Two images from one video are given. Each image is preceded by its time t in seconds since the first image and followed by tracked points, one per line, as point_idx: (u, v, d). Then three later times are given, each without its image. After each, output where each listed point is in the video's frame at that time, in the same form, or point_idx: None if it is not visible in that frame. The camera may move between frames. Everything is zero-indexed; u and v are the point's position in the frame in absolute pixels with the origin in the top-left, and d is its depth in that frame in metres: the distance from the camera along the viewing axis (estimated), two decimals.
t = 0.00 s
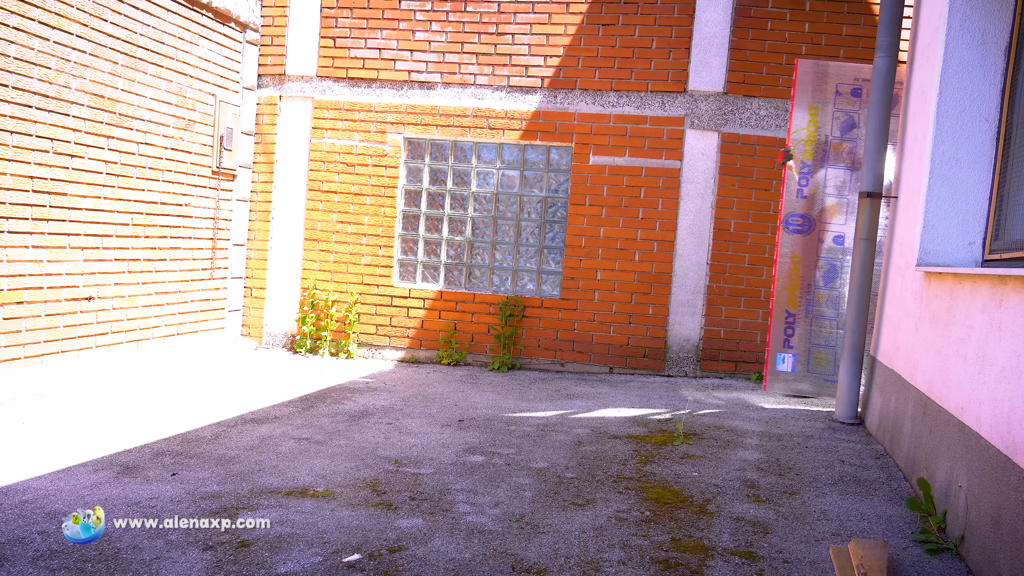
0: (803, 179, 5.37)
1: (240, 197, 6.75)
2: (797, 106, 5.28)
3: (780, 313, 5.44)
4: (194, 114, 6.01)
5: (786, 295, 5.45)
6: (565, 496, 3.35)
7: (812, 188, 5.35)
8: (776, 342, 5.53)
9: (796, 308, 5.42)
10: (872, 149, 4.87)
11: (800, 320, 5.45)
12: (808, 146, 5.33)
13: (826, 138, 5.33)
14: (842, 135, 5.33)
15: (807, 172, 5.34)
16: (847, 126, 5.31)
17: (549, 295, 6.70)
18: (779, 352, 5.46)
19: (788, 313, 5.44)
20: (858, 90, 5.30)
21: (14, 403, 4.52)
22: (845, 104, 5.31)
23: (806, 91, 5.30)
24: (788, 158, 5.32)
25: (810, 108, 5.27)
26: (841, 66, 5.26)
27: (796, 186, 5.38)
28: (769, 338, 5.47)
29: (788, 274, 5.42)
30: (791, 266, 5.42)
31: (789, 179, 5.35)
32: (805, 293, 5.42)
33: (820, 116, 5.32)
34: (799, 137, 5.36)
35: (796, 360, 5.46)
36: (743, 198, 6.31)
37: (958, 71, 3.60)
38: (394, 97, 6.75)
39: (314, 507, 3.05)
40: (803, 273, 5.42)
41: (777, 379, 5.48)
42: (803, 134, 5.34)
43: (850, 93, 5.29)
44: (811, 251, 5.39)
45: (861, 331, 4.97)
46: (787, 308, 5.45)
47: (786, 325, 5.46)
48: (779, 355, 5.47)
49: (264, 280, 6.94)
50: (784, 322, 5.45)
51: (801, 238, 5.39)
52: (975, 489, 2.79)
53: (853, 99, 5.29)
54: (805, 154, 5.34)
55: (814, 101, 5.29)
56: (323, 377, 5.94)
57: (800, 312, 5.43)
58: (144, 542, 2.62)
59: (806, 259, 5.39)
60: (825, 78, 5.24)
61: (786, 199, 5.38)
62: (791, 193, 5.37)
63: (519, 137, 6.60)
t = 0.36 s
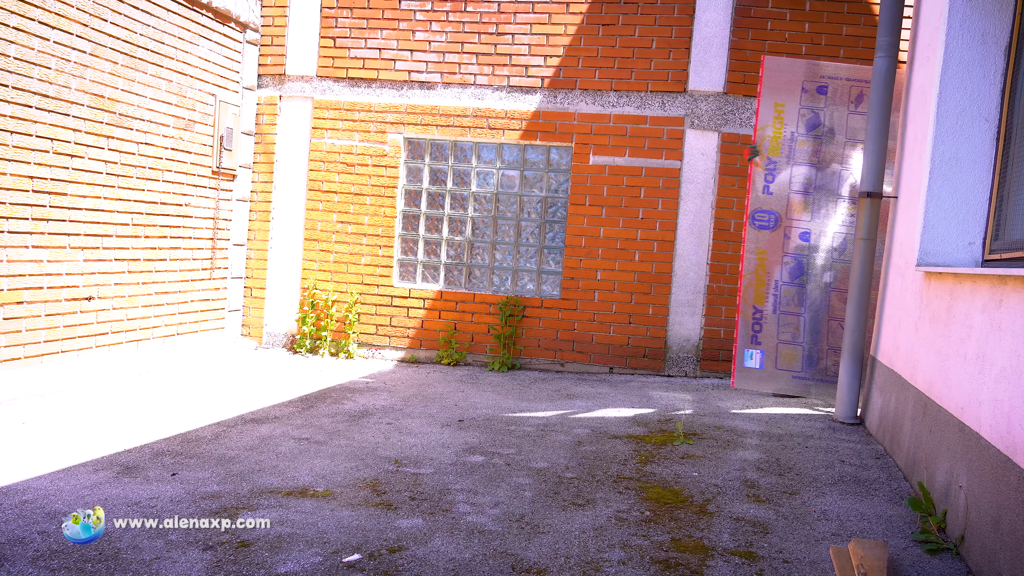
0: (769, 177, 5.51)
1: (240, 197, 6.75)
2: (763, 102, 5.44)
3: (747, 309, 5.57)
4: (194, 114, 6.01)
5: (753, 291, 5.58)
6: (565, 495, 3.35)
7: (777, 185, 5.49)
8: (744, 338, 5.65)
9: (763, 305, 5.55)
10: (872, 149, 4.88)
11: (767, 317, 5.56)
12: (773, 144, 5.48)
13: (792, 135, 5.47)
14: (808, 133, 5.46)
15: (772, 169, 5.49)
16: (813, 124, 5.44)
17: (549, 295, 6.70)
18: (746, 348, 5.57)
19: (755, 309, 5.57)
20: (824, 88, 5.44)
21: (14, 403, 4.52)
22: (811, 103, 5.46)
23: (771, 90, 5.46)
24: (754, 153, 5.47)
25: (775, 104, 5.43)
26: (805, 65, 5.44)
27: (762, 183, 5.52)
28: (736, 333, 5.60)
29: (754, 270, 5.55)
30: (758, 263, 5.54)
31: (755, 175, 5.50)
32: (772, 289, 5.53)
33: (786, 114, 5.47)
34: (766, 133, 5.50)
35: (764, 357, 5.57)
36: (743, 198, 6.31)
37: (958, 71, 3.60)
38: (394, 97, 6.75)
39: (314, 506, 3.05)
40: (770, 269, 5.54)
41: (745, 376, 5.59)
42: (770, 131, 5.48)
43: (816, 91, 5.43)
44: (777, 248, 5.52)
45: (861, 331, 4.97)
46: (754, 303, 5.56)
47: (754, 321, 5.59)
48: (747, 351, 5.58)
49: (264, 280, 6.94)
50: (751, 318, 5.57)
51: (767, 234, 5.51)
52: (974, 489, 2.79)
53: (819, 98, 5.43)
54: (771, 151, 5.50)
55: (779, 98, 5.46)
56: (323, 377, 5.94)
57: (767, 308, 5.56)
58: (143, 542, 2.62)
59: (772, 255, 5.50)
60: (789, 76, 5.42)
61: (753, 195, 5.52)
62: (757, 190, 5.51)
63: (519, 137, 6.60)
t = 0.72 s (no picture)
0: (741, 177, 5.22)
1: (240, 197, 6.75)
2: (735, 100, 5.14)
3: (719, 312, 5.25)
4: (194, 114, 6.01)
5: (725, 294, 5.26)
6: (565, 496, 3.35)
7: (749, 185, 5.20)
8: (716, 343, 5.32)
9: (735, 307, 5.24)
10: (872, 149, 4.87)
11: (741, 320, 5.25)
12: (745, 143, 5.18)
13: (763, 136, 5.19)
14: (778, 133, 5.19)
15: (743, 169, 5.20)
16: (783, 124, 5.18)
17: (549, 295, 6.70)
18: (718, 352, 5.24)
19: (727, 312, 5.26)
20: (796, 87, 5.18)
21: (14, 403, 4.52)
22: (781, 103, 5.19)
23: (742, 88, 5.16)
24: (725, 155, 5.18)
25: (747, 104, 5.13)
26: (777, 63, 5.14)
27: (733, 184, 5.23)
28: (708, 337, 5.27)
29: (725, 272, 5.24)
30: (729, 264, 5.24)
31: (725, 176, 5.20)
32: (744, 292, 5.23)
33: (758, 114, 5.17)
34: (737, 133, 5.21)
35: (738, 360, 5.23)
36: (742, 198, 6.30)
37: (958, 71, 3.60)
38: (394, 97, 6.75)
39: (314, 507, 3.05)
40: (743, 271, 5.23)
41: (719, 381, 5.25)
42: (741, 130, 5.19)
43: (787, 91, 5.16)
44: (748, 249, 5.22)
45: (861, 331, 4.96)
46: (726, 306, 5.25)
47: (726, 324, 5.26)
48: (719, 355, 5.25)
49: (264, 280, 6.94)
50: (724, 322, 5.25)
51: (738, 236, 5.22)
52: (974, 489, 2.79)
53: (789, 98, 5.16)
54: (742, 152, 5.19)
55: (750, 97, 5.16)
56: (324, 377, 5.94)
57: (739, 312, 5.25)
58: (144, 542, 2.62)
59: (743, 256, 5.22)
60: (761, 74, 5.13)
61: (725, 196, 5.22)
62: (727, 190, 5.22)
63: (519, 137, 6.60)
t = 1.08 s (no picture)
0: (707, 174, 5.04)
1: (240, 197, 6.75)
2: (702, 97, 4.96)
3: (684, 311, 5.11)
4: (194, 114, 6.01)
5: (690, 293, 5.11)
6: (565, 496, 3.35)
7: (715, 183, 5.03)
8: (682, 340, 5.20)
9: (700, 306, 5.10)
10: (871, 149, 4.88)
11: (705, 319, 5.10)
12: (712, 141, 5.01)
13: (731, 133, 5.01)
14: (746, 131, 5.00)
15: (710, 166, 5.02)
16: (752, 121, 4.99)
17: (549, 295, 6.70)
18: (683, 349, 5.12)
19: (692, 311, 5.12)
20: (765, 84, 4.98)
21: (13, 403, 4.52)
22: (750, 99, 5.00)
23: (710, 83, 5.00)
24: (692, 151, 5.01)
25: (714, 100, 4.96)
26: (746, 58, 4.95)
27: (699, 182, 5.06)
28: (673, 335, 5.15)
29: (690, 271, 5.08)
30: (695, 263, 5.07)
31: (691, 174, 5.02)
32: (709, 290, 5.07)
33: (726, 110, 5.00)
34: (705, 130, 5.03)
35: (702, 358, 5.11)
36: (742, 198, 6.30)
37: (958, 71, 3.60)
38: (394, 97, 6.75)
39: (314, 507, 3.05)
40: (708, 270, 5.07)
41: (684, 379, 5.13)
42: (708, 127, 5.01)
43: (756, 88, 4.97)
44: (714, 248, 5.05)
45: (861, 332, 4.97)
46: (691, 305, 5.10)
47: (691, 322, 5.13)
48: (684, 353, 5.13)
49: (264, 280, 6.94)
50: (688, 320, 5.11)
51: (704, 235, 5.04)
52: (975, 489, 2.79)
53: (758, 94, 4.97)
54: (708, 149, 5.03)
55: (718, 94, 4.99)
56: (324, 377, 5.94)
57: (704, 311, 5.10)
58: (144, 542, 2.62)
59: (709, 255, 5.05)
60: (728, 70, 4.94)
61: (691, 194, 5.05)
62: (693, 189, 5.05)
63: (519, 137, 6.60)
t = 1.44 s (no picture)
0: (680, 176, 4.82)
1: (240, 197, 6.75)
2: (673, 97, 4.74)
3: (659, 315, 4.86)
4: (194, 114, 6.01)
5: (664, 298, 4.87)
6: (565, 495, 3.35)
7: (688, 185, 4.81)
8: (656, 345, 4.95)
9: (675, 310, 4.85)
10: (871, 149, 4.87)
11: (680, 323, 4.86)
12: (684, 142, 4.80)
13: (702, 135, 4.81)
14: (717, 133, 4.81)
15: (683, 168, 4.80)
16: (723, 123, 4.80)
17: (549, 295, 6.70)
18: (659, 355, 4.86)
19: (667, 316, 4.86)
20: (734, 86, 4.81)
21: (14, 403, 4.52)
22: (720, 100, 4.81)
23: (681, 85, 4.79)
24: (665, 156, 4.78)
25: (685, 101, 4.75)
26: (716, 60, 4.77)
27: (672, 185, 4.83)
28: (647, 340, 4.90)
29: (664, 276, 4.84)
30: (669, 267, 4.84)
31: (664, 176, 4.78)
32: (684, 295, 4.85)
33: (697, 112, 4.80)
34: (675, 132, 4.82)
35: (678, 363, 4.88)
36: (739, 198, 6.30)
37: (958, 71, 3.60)
38: (394, 97, 6.75)
39: (314, 506, 3.05)
40: (683, 273, 4.84)
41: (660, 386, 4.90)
42: (680, 129, 4.80)
43: (725, 90, 4.80)
44: (688, 251, 4.83)
45: (861, 332, 4.96)
46: (666, 310, 4.86)
47: (666, 327, 4.88)
48: (659, 358, 4.88)
49: (264, 280, 6.94)
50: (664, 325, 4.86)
51: (677, 238, 4.82)
52: (975, 489, 2.79)
53: (728, 97, 4.80)
54: (680, 152, 4.80)
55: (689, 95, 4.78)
56: (324, 377, 5.94)
57: (679, 316, 4.86)
58: (144, 542, 2.62)
59: (683, 258, 4.82)
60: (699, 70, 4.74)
61: (664, 196, 4.81)
62: (666, 191, 4.81)
63: (519, 137, 6.60)
